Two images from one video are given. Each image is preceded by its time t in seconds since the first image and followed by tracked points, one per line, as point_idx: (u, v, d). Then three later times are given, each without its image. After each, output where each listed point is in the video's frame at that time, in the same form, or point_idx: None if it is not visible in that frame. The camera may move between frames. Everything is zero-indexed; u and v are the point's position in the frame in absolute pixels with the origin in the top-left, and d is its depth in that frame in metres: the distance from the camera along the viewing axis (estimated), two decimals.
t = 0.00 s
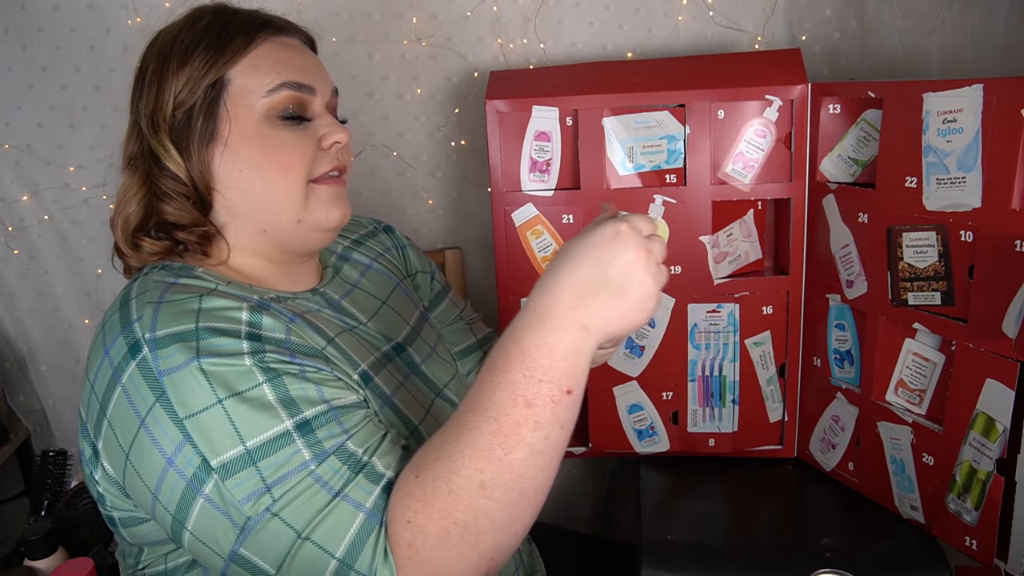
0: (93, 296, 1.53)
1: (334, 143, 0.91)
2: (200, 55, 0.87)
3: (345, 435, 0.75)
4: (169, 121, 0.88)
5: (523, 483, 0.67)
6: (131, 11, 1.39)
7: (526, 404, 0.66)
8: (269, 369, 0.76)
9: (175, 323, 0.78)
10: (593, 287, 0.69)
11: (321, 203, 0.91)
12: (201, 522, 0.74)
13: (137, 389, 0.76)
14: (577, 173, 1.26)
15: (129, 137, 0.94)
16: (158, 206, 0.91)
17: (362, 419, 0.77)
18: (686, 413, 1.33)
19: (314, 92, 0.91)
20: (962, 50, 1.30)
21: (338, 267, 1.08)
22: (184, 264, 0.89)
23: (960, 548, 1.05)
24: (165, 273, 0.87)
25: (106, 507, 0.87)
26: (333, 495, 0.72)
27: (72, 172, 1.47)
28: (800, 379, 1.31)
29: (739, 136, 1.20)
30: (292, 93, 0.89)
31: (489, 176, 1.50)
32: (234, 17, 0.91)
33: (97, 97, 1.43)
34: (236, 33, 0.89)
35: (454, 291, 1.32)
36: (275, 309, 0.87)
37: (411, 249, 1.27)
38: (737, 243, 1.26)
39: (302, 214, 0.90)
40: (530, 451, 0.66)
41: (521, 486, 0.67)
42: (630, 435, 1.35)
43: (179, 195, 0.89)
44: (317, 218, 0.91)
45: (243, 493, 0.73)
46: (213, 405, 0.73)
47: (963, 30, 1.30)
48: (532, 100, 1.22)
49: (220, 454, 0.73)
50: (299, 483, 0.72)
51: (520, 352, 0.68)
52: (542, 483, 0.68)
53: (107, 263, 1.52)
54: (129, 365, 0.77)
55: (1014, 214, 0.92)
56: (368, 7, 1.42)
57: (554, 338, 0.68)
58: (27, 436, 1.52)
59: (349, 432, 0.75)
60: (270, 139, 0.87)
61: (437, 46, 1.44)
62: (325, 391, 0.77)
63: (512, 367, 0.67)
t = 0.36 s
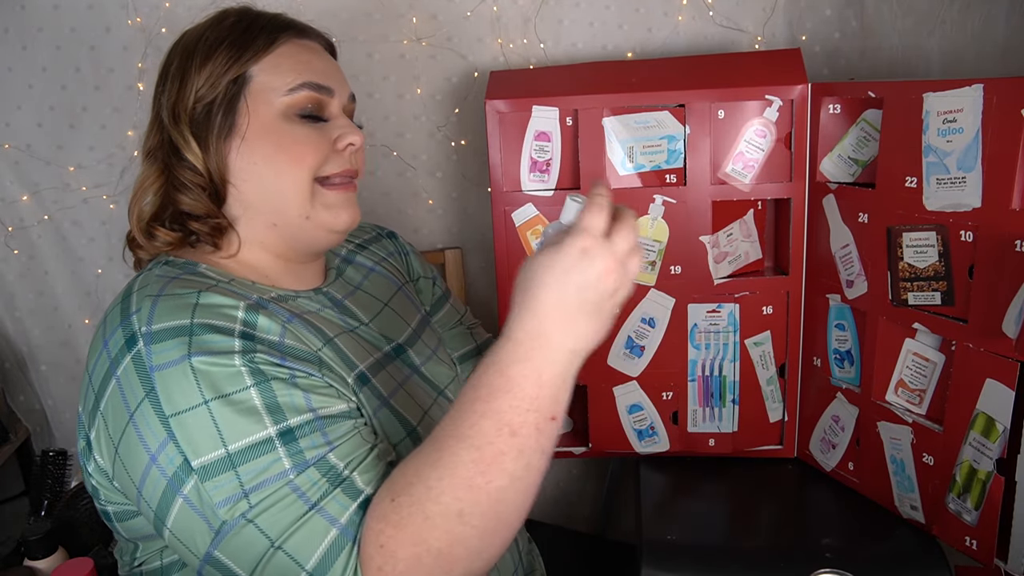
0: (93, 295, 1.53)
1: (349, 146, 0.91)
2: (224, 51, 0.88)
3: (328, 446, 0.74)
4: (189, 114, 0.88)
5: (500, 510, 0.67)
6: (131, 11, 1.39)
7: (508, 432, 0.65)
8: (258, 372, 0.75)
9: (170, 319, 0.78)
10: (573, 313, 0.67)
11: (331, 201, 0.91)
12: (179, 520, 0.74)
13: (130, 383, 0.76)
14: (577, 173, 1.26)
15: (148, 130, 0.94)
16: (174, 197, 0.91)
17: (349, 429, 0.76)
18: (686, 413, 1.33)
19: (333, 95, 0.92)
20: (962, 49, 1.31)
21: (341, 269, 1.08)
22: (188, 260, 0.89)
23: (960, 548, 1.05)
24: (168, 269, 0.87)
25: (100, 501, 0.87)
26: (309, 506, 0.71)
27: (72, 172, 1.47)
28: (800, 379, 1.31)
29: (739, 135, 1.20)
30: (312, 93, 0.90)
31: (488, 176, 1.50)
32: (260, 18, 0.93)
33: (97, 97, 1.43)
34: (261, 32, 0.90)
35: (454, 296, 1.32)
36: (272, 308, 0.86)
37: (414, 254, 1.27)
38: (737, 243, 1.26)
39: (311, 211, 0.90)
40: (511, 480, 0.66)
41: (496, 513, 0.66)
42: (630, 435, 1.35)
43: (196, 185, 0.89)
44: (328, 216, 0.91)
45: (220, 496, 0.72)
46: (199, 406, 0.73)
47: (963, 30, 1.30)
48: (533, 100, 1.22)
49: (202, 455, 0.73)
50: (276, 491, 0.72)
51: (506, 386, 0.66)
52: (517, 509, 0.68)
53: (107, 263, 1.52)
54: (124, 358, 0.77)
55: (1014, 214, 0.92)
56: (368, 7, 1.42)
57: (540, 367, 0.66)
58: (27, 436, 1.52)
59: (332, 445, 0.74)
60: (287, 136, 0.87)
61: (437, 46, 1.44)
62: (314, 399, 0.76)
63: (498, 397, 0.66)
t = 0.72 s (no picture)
0: (93, 295, 1.53)
1: (367, 155, 0.91)
2: (252, 51, 0.89)
3: (332, 432, 0.74)
4: (212, 109, 0.89)
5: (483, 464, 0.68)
6: (131, 11, 1.39)
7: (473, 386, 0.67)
8: (264, 359, 0.76)
9: (174, 306, 0.78)
10: (517, 276, 0.68)
11: (343, 207, 0.91)
12: (178, 508, 0.73)
13: (132, 369, 0.76)
14: (577, 173, 1.26)
15: (174, 125, 0.96)
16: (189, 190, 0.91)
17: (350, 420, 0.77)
18: (686, 413, 1.33)
19: (354, 103, 0.93)
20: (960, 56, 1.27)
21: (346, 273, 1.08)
22: (195, 256, 0.89)
23: (960, 548, 1.05)
24: (175, 262, 0.88)
25: (98, 495, 0.87)
26: (310, 490, 0.71)
27: (72, 172, 1.47)
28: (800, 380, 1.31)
29: (739, 135, 1.20)
30: (333, 99, 0.91)
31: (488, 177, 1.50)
32: (293, 24, 0.95)
33: (97, 97, 1.43)
34: (291, 37, 0.92)
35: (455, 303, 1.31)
36: (277, 304, 0.87)
37: (419, 261, 1.27)
38: (737, 243, 1.26)
39: (323, 217, 0.90)
40: (485, 430, 0.68)
41: (481, 468, 0.67)
42: (629, 435, 1.35)
43: (212, 180, 0.89)
44: (339, 223, 0.91)
45: (222, 480, 0.72)
46: (202, 390, 0.73)
47: (963, 31, 1.26)
48: (533, 100, 1.22)
49: (204, 440, 0.72)
50: (279, 476, 0.71)
51: (455, 344, 0.68)
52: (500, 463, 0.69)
53: (107, 263, 1.52)
54: (126, 345, 0.77)
55: (1014, 214, 0.92)
56: (368, 7, 1.41)
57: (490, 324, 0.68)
58: (27, 437, 1.52)
59: (336, 431, 0.75)
60: (303, 138, 0.88)
61: (437, 46, 1.44)
62: (317, 386, 0.77)
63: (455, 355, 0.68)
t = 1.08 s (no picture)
0: (93, 295, 1.53)
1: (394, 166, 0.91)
2: (292, 52, 0.89)
3: (326, 426, 0.72)
4: (245, 105, 0.88)
5: (448, 450, 0.66)
6: (131, 11, 1.39)
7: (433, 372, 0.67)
8: (264, 351, 0.74)
9: (179, 295, 0.77)
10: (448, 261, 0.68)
11: (366, 215, 0.91)
12: (168, 497, 0.72)
13: (133, 356, 0.76)
14: (577, 173, 1.26)
15: (209, 120, 0.95)
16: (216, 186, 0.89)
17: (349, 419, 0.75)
18: (686, 413, 1.33)
19: (386, 112, 0.93)
20: (962, 52, 1.27)
21: (358, 277, 1.09)
22: (207, 251, 0.88)
23: (960, 548, 1.05)
24: (190, 255, 0.87)
25: (97, 484, 0.87)
26: (293, 484, 0.68)
27: (72, 172, 1.47)
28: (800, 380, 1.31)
29: (739, 135, 1.20)
30: (366, 106, 0.90)
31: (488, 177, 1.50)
32: (332, 30, 0.94)
33: (97, 97, 1.43)
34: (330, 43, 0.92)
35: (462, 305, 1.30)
36: (283, 300, 0.85)
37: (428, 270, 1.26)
38: (737, 243, 1.26)
39: (346, 223, 0.90)
40: (448, 414, 0.67)
41: (449, 455, 0.66)
42: (630, 435, 1.35)
43: (239, 176, 0.88)
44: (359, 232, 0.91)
45: (211, 470, 0.70)
46: (199, 377, 0.72)
47: (963, 31, 1.27)
48: (533, 100, 1.22)
49: (197, 427, 0.71)
50: (266, 467, 0.69)
51: (398, 336, 0.68)
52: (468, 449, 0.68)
53: (107, 263, 1.52)
54: (129, 331, 0.77)
55: (1014, 214, 0.92)
56: (368, 7, 1.41)
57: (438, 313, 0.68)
58: (27, 437, 1.52)
59: (330, 426, 0.72)
60: (335, 143, 0.87)
61: (437, 46, 1.44)
62: (317, 381, 0.75)
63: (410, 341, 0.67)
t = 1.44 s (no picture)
0: (93, 295, 1.53)
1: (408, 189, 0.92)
2: (312, 67, 0.86)
3: (318, 464, 0.73)
4: (260, 120, 0.86)
5: (430, 489, 0.70)
6: (131, 11, 1.39)
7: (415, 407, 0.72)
8: (262, 383, 0.74)
9: (183, 319, 0.77)
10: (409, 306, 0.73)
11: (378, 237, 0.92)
12: (159, 523, 0.73)
13: (134, 378, 0.75)
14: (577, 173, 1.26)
15: (212, 118, 0.92)
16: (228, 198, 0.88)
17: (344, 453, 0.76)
18: (686, 413, 1.33)
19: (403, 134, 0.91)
20: (961, 53, 1.23)
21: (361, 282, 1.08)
22: (213, 259, 0.88)
23: (960, 548, 1.05)
24: (193, 265, 0.87)
25: (99, 491, 0.86)
26: (280, 521, 0.70)
27: (72, 172, 1.47)
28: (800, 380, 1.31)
29: (739, 135, 1.20)
30: (386, 131, 0.89)
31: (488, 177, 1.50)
32: (352, 36, 0.91)
33: (97, 97, 1.43)
34: (351, 55, 0.88)
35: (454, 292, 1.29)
36: (289, 319, 0.85)
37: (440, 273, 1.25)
38: (737, 243, 1.26)
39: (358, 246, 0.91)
40: (426, 454, 0.70)
41: (431, 497, 0.69)
42: (630, 435, 1.35)
43: (252, 190, 0.87)
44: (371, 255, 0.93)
45: (202, 503, 0.71)
46: (196, 410, 0.72)
47: (963, 31, 1.22)
48: (533, 100, 1.22)
49: (191, 460, 0.71)
50: (254, 504, 0.71)
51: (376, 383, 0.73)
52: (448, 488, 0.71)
53: (107, 263, 1.52)
54: (132, 353, 0.76)
55: (1014, 214, 0.92)
56: (368, 7, 1.42)
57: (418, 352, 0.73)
58: (27, 437, 1.52)
59: (323, 463, 0.74)
60: (353, 171, 0.87)
61: (438, 46, 1.44)
62: (314, 413, 0.76)
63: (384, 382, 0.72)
